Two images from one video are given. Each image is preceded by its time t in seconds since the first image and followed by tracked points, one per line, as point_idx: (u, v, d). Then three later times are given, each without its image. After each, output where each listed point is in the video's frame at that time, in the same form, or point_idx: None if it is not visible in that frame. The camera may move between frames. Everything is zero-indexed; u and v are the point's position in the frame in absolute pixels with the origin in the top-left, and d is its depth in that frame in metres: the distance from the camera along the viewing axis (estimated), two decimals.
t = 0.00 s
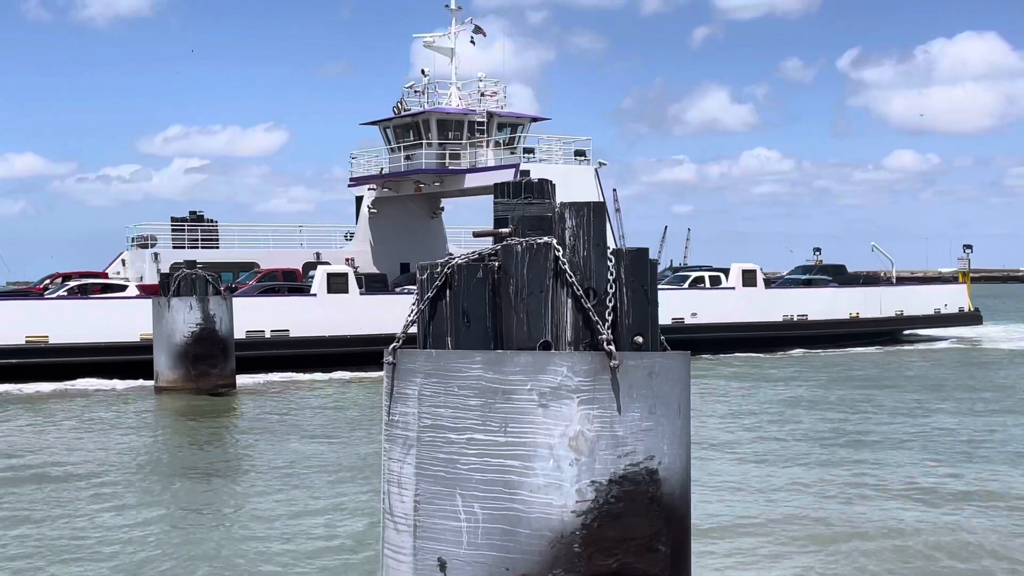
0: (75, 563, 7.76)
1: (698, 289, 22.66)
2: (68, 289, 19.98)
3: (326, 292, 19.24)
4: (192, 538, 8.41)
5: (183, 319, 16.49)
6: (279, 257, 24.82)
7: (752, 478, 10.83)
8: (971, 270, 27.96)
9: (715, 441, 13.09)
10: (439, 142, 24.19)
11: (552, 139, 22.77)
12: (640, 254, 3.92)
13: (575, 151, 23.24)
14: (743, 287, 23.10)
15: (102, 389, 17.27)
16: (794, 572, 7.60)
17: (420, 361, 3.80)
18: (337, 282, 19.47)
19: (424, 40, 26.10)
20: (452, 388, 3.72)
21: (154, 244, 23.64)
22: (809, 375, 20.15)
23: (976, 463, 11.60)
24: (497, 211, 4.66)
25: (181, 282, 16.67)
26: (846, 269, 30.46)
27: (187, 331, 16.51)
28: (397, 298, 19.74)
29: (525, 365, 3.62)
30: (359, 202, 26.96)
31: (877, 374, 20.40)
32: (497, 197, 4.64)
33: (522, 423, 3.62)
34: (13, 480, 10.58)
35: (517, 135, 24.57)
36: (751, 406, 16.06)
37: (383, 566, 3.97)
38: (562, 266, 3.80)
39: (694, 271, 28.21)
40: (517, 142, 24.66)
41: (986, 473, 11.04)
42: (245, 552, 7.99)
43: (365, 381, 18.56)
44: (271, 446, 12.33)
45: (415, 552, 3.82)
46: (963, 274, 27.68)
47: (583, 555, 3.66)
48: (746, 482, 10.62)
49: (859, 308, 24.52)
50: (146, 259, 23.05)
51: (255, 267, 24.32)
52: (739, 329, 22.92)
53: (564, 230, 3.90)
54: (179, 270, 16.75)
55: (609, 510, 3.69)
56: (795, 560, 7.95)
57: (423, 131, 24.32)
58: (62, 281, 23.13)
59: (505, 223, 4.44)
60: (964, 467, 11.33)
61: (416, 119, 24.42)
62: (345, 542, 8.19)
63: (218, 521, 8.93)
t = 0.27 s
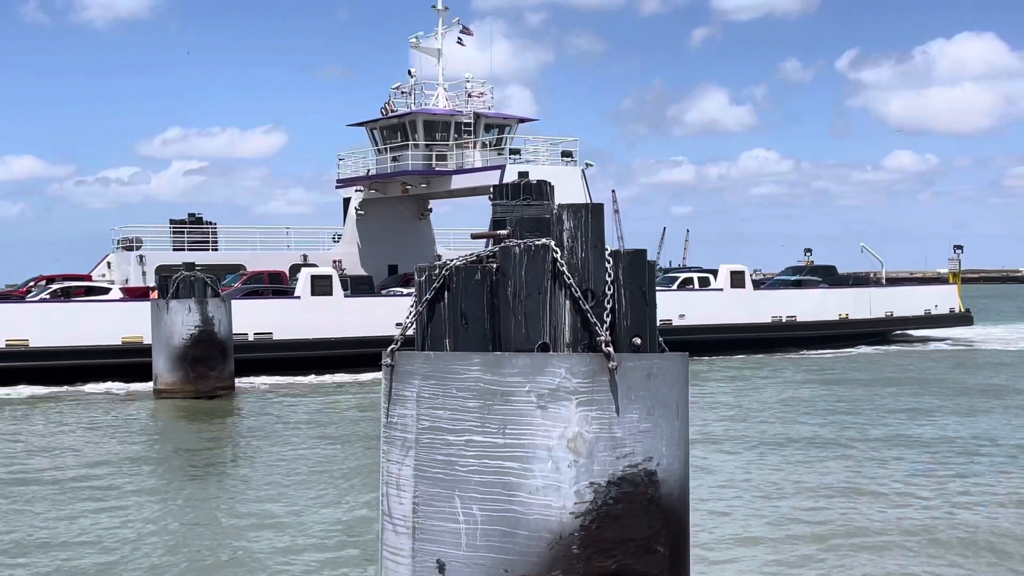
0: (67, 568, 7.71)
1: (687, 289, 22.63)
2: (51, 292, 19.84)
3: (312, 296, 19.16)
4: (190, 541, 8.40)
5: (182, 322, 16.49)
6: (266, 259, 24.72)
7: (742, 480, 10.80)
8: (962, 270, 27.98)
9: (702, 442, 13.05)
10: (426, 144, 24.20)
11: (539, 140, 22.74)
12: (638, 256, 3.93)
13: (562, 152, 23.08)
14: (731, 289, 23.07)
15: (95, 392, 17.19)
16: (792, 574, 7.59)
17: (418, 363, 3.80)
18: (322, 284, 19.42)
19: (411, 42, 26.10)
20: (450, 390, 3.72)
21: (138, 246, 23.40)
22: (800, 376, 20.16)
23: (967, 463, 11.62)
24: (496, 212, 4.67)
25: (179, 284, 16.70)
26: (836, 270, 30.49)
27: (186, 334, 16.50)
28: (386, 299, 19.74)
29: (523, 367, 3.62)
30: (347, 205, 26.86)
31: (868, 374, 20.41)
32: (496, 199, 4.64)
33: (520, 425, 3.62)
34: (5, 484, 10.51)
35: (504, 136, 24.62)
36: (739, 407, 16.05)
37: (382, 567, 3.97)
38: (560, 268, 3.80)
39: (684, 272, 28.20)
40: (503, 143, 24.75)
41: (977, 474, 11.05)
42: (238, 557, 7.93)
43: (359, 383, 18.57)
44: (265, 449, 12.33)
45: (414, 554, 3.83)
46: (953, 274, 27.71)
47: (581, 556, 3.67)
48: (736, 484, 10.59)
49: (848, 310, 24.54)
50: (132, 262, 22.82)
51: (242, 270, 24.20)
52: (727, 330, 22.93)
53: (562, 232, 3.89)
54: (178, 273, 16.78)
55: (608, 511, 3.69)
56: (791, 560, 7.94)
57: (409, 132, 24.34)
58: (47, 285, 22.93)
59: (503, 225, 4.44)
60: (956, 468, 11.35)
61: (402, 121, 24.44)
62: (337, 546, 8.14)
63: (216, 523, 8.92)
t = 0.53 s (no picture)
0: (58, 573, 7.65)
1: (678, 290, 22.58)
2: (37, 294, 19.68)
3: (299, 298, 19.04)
4: (187, 544, 8.36)
5: (181, 324, 16.48)
6: (256, 261, 24.65)
7: (735, 481, 10.76)
8: (955, 270, 27.97)
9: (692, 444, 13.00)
10: (416, 144, 24.09)
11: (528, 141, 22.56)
12: (636, 257, 3.95)
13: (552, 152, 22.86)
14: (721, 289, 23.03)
15: (88, 395, 17.12)
16: None
17: (416, 365, 3.80)
18: (309, 286, 19.26)
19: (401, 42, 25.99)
20: (449, 391, 3.72)
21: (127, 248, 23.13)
22: (793, 377, 20.13)
23: (961, 463, 11.60)
24: (495, 213, 4.67)
25: (178, 286, 16.70)
26: (829, 270, 30.47)
27: (185, 335, 16.51)
28: (376, 301, 19.64)
29: (521, 368, 3.62)
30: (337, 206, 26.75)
31: (862, 375, 20.39)
32: (495, 200, 4.65)
33: (519, 426, 3.62)
34: None
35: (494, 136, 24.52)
36: (730, 408, 15.98)
37: (381, 568, 3.97)
38: (558, 269, 3.80)
39: (677, 272, 28.17)
40: (493, 144, 24.69)
41: (970, 474, 11.04)
42: (231, 561, 7.88)
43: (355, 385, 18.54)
44: (259, 451, 12.30)
45: (412, 555, 3.83)
46: (946, 274, 27.70)
47: (580, 557, 3.67)
48: (730, 485, 10.54)
49: (840, 311, 24.52)
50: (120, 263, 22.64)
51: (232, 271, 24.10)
52: (717, 331, 22.90)
53: (560, 233, 3.89)
54: (177, 275, 16.78)
55: (607, 512, 3.69)
56: (789, 562, 7.92)
57: (399, 133, 24.25)
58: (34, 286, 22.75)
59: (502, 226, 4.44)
60: (950, 468, 11.33)
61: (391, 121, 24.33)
62: (331, 550, 8.07)
63: (215, 526, 8.90)
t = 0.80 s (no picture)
0: None
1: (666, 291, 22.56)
2: (20, 297, 19.51)
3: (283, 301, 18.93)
4: (185, 547, 8.34)
5: (179, 326, 16.48)
6: (243, 262, 24.55)
7: (725, 481, 10.73)
8: (945, 270, 28.00)
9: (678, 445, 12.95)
10: (401, 145, 24.05)
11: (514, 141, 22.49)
12: (634, 257, 3.96)
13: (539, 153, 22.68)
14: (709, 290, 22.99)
15: (81, 398, 17.05)
16: None
17: (414, 366, 3.80)
18: (292, 288, 19.15)
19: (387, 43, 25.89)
20: (447, 393, 3.72)
21: (112, 250, 22.85)
22: (784, 377, 20.12)
23: (951, 463, 11.60)
24: (492, 215, 4.67)
25: (176, 288, 16.69)
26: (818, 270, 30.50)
27: (183, 338, 16.51)
28: (364, 304, 19.56)
29: (519, 368, 3.62)
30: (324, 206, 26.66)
31: (854, 375, 20.40)
32: (493, 201, 4.65)
33: (517, 426, 3.62)
34: None
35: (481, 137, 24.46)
36: (717, 410, 15.95)
37: (380, 569, 3.98)
38: (556, 269, 3.80)
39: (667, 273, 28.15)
40: (480, 144, 24.62)
41: (961, 474, 11.04)
42: (224, 565, 7.83)
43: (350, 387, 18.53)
44: (252, 453, 12.28)
45: (411, 556, 3.83)
46: (936, 274, 27.73)
47: (579, 558, 3.66)
48: (721, 486, 10.49)
49: (829, 311, 24.54)
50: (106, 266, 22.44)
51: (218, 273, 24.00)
52: (706, 332, 22.89)
53: (557, 234, 3.89)
54: (174, 277, 16.77)
55: (605, 513, 3.69)
56: (786, 563, 7.88)
57: (384, 134, 24.21)
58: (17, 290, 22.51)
59: (499, 227, 4.45)
60: (942, 468, 11.34)
61: (377, 122, 24.25)
62: (324, 554, 8.02)
63: (214, 528, 8.87)
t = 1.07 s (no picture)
0: None
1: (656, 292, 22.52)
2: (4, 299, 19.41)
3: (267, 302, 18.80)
4: (182, 550, 8.31)
5: (177, 327, 16.48)
6: (230, 263, 24.37)
7: (718, 482, 10.69)
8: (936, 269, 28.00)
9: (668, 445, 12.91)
10: (389, 145, 23.98)
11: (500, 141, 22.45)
12: (631, 257, 3.96)
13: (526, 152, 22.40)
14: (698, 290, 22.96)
15: (74, 400, 16.99)
16: None
17: (412, 366, 3.80)
18: (277, 289, 18.99)
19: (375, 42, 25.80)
20: (444, 393, 3.72)
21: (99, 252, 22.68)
22: (777, 377, 20.12)
23: (943, 463, 11.57)
24: (490, 215, 4.67)
25: (175, 289, 16.68)
26: (809, 270, 30.52)
27: (181, 338, 16.51)
28: (351, 305, 19.44)
29: (517, 368, 3.63)
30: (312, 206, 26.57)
31: (847, 375, 20.40)
32: (492, 202, 4.65)
33: (514, 426, 3.62)
34: None
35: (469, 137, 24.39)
36: (706, 410, 15.91)
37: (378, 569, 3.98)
38: (554, 269, 3.80)
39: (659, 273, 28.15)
40: (469, 144, 24.55)
41: (953, 474, 11.02)
42: (218, 567, 7.81)
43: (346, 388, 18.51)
44: (245, 455, 12.24)
45: (409, 557, 3.83)
46: (927, 273, 27.72)
47: (577, 558, 3.67)
48: (714, 487, 10.46)
49: (819, 310, 24.52)
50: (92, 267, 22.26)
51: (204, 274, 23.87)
52: (695, 332, 22.88)
53: (555, 234, 3.90)
54: (173, 278, 16.76)
55: (603, 513, 3.70)
56: (782, 564, 7.85)
57: (371, 134, 24.12)
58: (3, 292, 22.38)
59: (497, 228, 4.45)
60: (937, 468, 11.34)
61: (364, 122, 24.17)
62: (320, 556, 7.98)
63: (214, 530, 8.86)
